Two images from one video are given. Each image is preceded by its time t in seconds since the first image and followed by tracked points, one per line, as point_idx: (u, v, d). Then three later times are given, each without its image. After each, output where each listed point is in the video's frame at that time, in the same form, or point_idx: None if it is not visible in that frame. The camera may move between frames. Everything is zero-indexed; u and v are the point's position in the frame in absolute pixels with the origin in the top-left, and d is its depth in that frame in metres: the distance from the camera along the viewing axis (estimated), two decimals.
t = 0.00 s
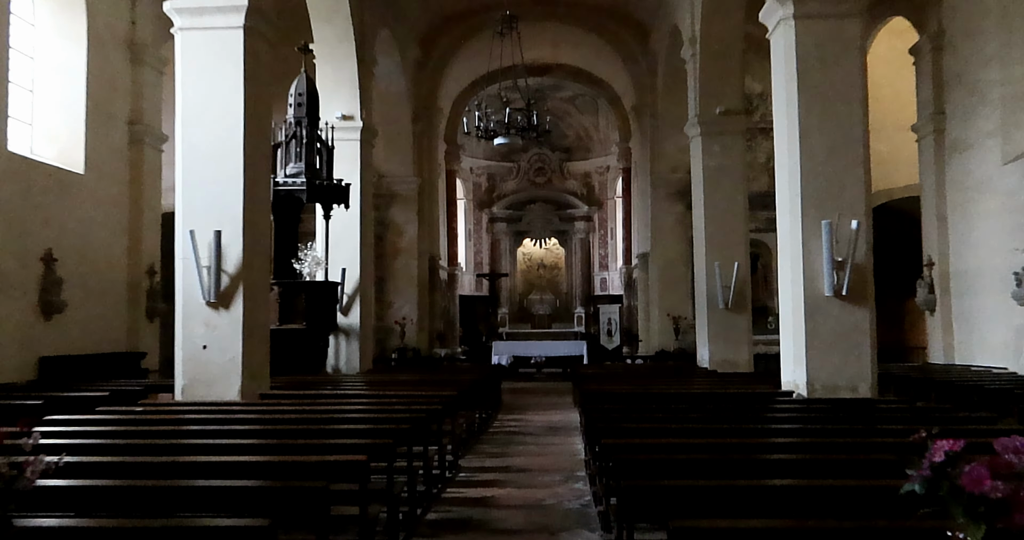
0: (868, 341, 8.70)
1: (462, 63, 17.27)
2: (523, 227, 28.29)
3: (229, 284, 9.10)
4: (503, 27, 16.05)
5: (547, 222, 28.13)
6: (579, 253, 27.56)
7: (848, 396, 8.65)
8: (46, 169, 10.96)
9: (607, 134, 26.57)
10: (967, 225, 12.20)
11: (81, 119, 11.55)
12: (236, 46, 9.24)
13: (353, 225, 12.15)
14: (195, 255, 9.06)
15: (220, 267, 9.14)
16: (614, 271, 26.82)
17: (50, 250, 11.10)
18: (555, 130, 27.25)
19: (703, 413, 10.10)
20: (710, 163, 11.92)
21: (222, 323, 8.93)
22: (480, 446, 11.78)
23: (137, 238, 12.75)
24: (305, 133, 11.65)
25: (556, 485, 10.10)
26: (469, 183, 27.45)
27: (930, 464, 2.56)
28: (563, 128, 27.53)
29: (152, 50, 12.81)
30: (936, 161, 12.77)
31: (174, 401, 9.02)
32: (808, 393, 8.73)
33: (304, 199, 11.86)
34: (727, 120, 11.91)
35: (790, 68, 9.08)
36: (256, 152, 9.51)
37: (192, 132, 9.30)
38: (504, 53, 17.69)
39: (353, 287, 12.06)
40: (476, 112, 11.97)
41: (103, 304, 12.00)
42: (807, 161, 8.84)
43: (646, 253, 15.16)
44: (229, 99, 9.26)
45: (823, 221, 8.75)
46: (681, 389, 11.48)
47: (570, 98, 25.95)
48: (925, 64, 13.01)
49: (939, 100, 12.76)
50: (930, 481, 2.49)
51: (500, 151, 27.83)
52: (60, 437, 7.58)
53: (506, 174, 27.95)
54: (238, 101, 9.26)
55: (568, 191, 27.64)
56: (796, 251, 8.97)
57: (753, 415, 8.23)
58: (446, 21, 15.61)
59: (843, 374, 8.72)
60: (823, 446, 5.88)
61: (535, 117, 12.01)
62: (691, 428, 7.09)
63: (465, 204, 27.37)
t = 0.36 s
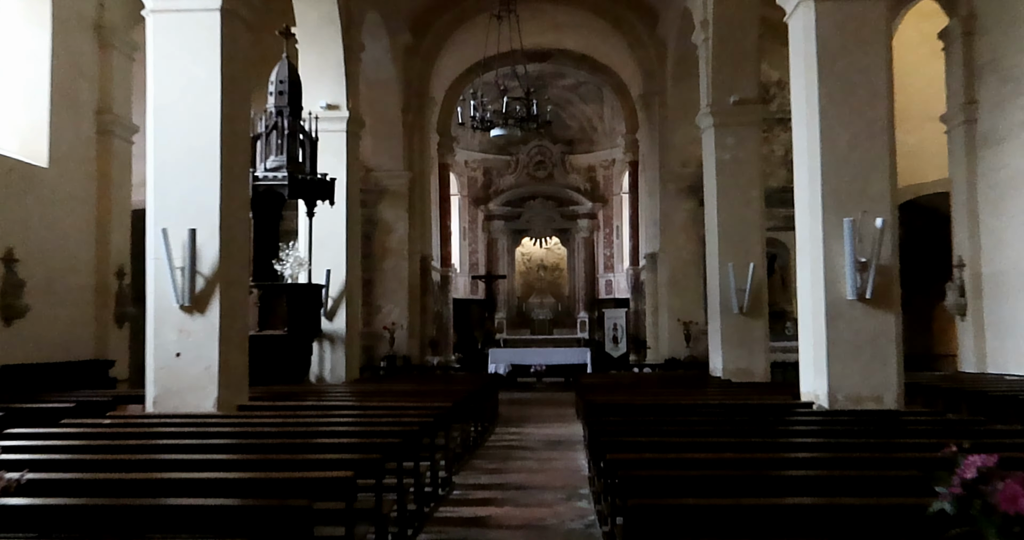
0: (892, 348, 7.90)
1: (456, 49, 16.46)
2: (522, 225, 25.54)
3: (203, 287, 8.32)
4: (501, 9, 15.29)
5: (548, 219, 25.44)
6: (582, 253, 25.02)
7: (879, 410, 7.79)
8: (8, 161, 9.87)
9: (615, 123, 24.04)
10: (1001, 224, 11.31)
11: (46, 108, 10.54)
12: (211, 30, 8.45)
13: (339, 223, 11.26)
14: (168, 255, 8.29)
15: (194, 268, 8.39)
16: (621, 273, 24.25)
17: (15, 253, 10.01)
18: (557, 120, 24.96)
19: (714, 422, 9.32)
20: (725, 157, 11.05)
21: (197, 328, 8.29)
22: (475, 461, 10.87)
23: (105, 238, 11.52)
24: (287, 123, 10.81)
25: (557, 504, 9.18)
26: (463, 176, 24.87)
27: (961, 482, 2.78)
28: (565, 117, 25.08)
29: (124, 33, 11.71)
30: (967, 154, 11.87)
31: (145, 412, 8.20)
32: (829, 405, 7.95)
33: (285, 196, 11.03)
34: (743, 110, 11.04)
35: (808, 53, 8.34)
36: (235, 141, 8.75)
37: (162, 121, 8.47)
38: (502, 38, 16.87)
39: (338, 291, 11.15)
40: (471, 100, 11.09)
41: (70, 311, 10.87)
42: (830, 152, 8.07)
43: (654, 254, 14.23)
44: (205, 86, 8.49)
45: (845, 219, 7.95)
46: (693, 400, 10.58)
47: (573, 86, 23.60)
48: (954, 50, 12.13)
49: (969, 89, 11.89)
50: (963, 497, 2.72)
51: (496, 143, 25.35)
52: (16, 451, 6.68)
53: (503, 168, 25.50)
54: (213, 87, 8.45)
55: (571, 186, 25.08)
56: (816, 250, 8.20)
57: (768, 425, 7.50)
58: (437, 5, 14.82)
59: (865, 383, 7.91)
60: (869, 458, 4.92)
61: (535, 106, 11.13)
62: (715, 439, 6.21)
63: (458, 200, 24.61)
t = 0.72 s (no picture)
0: (923, 358, 7.13)
1: (451, 34, 15.64)
2: (523, 223, 24.21)
3: (179, 291, 7.48)
4: None
5: (550, 217, 24.21)
6: (587, 254, 23.83)
7: (915, 425, 6.96)
8: None
9: (622, 113, 22.92)
10: None
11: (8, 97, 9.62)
12: (187, 9, 7.62)
13: (324, 222, 10.45)
14: (139, 256, 7.44)
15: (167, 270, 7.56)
16: (629, 275, 23.05)
17: None
18: (560, 112, 23.77)
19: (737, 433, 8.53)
20: (740, 151, 10.23)
21: (170, 335, 7.46)
22: (471, 479, 10.02)
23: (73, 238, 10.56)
24: (267, 114, 10.05)
25: (557, 524, 8.34)
26: (459, 172, 23.82)
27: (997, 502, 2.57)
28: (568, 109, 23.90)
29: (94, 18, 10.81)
30: (1002, 147, 11.04)
31: (116, 427, 7.35)
32: (854, 419, 7.14)
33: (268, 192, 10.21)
34: (761, 101, 10.21)
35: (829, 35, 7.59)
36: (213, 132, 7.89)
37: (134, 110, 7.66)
38: (500, 21, 16.05)
39: (323, 295, 10.42)
40: (467, 90, 10.27)
41: (34, 318, 9.93)
42: (860, 141, 7.29)
43: (665, 255, 13.38)
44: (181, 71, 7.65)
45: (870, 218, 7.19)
46: (707, 413, 9.74)
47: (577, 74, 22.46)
48: (988, 35, 11.31)
49: (1004, 78, 11.07)
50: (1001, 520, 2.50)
51: (495, 135, 24.11)
52: None
53: (502, 163, 24.21)
54: (190, 71, 7.63)
55: (574, 182, 23.92)
56: (840, 249, 7.41)
57: (794, 437, 6.67)
58: None
59: (893, 395, 7.13)
60: (918, 480, 4.14)
61: (536, 95, 10.30)
62: (741, 458, 5.35)
63: (454, 197, 23.65)
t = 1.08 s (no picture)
0: (950, 366, 6.37)
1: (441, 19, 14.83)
2: (519, 221, 22.35)
3: (146, 294, 6.75)
4: None
5: (549, 215, 22.31)
6: (589, 255, 21.90)
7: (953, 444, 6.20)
8: None
9: (626, 103, 20.82)
10: None
11: None
12: None
13: (304, 220, 9.62)
14: (105, 257, 6.69)
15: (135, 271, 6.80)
16: (634, 277, 20.95)
17: None
18: (559, 101, 21.88)
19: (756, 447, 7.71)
20: (754, 144, 9.48)
21: (139, 343, 6.72)
22: (463, 499, 9.17)
23: (30, 237, 9.69)
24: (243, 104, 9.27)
25: None
26: (450, 165, 21.67)
27: None
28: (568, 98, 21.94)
29: None
30: None
31: (79, 440, 6.63)
32: (877, 434, 6.40)
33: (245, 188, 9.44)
34: (775, 89, 9.47)
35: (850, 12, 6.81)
36: (185, 120, 7.15)
37: (100, 96, 6.90)
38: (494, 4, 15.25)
39: (303, 300, 9.59)
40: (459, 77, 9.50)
41: None
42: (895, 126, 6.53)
43: (673, 256, 12.55)
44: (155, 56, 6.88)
45: (897, 215, 6.41)
46: (719, 427, 8.93)
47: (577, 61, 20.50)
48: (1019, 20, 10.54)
49: None
50: None
51: (489, 126, 22.14)
52: None
53: (497, 156, 22.28)
54: (159, 52, 6.88)
55: (575, 176, 22.04)
56: (862, 246, 6.61)
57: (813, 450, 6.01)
58: None
59: (920, 409, 6.38)
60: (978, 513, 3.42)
61: (533, 83, 9.56)
62: (759, 476, 4.66)
63: (445, 192, 21.45)
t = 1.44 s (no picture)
0: (973, 374, 5.75)
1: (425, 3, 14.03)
2: (510, 219, 20.52)
3: (105, 298, 6.09)
4: None
5: (543, 212, 20.52)
6: (586, 255, 20.07)
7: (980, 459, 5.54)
8: None
9: (626, 90, 19.51)
10: None
11: None
12: None
13: (276, 216, 8.87)
14: (62, 256, 6.03)
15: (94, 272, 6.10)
16: (634, 278, 19.54)
17: None
18: (553, 89, 20.32)
19: (771, 464, 6.94)
20: (764, 135, 8.78)
21: (98, 350, 6.07)
22: (448, 518, 8.37)
23: None
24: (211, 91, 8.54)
25: None
26: (436, 157, 20.06)
27: None
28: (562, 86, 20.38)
29: None
30: None
31: (32, 455, 6.01)
32: (894, 448, 5.79)
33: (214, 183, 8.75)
34: (785, 77, 8.79)
35: None
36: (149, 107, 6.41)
37: (54, 82, 6.19)
38: None
39: (276, 303, 8.85)
40: (444, 62, 8.79)
41: None
42: (921, 111, 5.91)
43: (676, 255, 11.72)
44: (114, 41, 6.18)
45: (917, 210, 5.79)
46: (726, 441, 8.18)
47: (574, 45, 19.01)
48: None
49: None
50: None
51: (477, 116, 20.51)
52: None
53: (485, 148, 20.60)
54: (120, 36, 6.18)
55: (570, 169, 20.41)
56: (880, 244, 5.97)
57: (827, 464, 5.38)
58: None
59: (943, 422, 5.75)
60: None
61: (525, 69, 8.88)
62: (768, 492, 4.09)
63: (431, 187, 19.97)
